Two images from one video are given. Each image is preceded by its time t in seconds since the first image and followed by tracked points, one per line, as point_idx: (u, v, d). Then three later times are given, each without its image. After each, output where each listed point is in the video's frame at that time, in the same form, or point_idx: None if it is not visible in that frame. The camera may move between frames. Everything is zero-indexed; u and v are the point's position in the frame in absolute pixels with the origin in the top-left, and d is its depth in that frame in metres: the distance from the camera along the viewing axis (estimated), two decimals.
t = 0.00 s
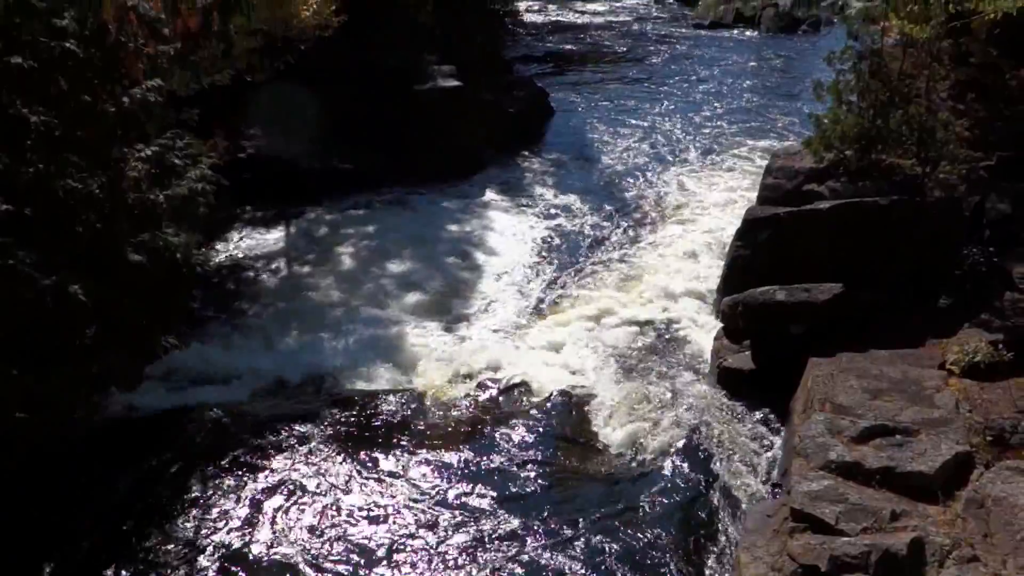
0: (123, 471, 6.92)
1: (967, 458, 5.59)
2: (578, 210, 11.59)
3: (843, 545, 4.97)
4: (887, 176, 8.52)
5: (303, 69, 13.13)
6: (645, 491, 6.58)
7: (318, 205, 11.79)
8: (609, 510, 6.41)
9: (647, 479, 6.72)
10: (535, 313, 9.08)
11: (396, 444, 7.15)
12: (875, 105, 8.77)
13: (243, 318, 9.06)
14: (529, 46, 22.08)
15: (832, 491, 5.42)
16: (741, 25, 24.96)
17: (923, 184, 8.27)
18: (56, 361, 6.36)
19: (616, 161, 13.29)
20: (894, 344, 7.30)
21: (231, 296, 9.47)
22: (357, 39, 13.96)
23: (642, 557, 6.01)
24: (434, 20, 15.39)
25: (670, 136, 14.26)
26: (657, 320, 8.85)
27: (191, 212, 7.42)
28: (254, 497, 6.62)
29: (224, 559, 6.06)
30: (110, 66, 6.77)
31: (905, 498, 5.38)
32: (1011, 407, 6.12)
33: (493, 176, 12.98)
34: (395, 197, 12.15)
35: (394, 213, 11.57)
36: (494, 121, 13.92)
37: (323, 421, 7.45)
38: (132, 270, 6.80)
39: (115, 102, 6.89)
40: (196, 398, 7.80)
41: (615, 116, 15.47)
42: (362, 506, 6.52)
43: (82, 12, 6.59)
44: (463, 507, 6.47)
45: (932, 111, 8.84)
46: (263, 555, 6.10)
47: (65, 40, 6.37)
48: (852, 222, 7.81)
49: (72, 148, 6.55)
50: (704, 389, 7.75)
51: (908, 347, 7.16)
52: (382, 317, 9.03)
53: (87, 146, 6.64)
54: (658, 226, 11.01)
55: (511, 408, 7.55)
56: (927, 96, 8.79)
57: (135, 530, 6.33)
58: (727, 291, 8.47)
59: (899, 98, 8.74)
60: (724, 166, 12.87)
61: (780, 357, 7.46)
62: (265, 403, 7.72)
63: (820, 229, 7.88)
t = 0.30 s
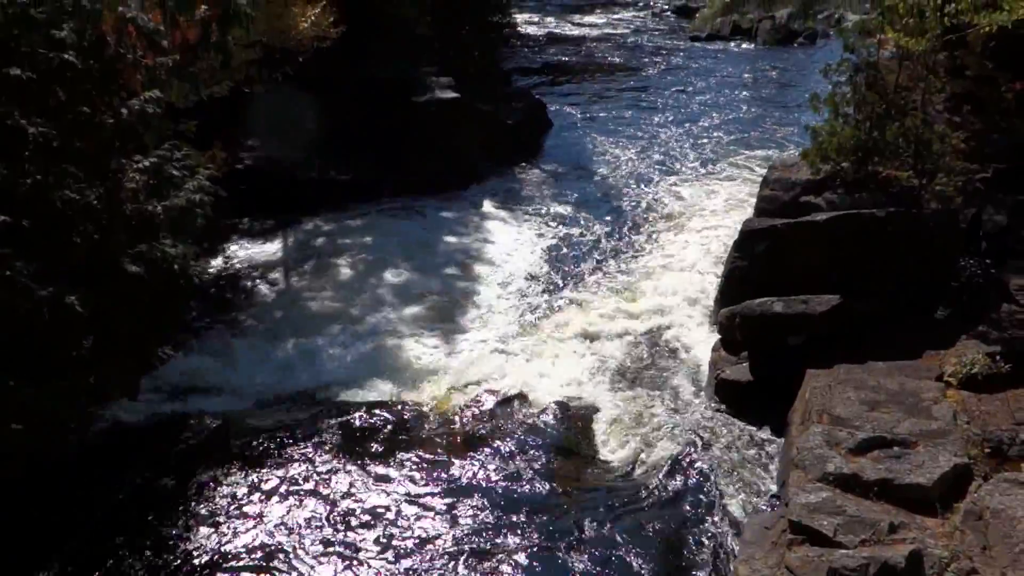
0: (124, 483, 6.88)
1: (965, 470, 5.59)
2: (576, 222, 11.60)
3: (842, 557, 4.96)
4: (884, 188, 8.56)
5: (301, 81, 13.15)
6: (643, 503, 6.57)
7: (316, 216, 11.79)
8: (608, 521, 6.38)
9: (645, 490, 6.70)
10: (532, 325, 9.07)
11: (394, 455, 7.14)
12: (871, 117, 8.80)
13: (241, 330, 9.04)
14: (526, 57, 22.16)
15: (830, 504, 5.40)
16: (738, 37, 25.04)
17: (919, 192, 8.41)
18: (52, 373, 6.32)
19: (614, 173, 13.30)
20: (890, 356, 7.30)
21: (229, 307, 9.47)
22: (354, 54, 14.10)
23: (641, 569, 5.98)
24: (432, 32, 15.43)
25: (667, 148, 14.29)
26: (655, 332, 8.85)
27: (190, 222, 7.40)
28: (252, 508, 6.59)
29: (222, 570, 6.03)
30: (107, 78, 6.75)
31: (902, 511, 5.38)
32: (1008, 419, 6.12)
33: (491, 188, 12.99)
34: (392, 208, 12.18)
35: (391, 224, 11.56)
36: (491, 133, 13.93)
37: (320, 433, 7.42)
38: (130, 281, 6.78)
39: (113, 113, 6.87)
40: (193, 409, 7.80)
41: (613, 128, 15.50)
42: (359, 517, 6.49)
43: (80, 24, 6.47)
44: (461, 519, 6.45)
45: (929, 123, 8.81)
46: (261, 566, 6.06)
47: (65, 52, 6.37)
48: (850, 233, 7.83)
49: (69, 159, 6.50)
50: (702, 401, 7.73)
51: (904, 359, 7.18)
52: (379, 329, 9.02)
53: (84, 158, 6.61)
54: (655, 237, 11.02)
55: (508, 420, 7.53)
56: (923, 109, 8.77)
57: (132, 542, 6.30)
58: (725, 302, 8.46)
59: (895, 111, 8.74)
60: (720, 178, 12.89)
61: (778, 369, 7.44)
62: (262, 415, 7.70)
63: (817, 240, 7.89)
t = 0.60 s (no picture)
0: (123, 494, 6.85)
1: (963, 480, 5.58)
2: (574, 232, 11.62)
3: (841, 568, 4.94)
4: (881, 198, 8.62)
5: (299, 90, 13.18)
6: (643, 513, 6.55)
7: (314, 227, 11.80)
8: (607, 532, 6.36)
9: (644, 500, 6.68)
10: (530, 334, 9.07)
11: (393, 464, 7.14)
12: (869, 126, 8.85)
13: (238, 340, 9.03)
14: (524, 68, 22.22)
15: (828, 514, 5.40)
16: (735, 48, 25.13)
17: (914, 200, 8.44)
18: (49, 383, 6.31)
19: (613, 182, 13.32)
20: (888, 365, 7.29)
21: (227, 317, 9.46)
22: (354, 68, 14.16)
23: None
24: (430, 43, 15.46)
25: (666, 157, 14.32)
26: (654, 342, 8.85)
27: (188, 232, 7.39)
28: (250, 518, 6.57)
29: None
30: (105, 88, 6.72)
31: (901, 521, 5.37)
32: (1007, 430, 6.12)
33: (490, 198, 13.01)
34: (391, 218, 12.18)
35: (390, 234, 11.57)
36: (490, 144, 13.95)
37: (318, 444, 7.40)
38: (128, 291, 6.78)
39: (112, 123, 6.82)
40: (189, 420, 7.77)
41: (612, 138, 15.54)
42: (360, 526, 6.49)
43: (80, 34, 6.48)
44: (460, 529, 6.43)
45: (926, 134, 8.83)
46: None
47: (62, 63, 6.33)
48: (848, 243, 7.85)
49: (67, 169, 6.48)
50: (700, 411, 7.72)
51: (903, 369, 7.15)
52: (377, 338, 9.01)
53: (82, 168, 6.59)
54: (654, 247, 11.04)
55: (506, 430, 7.51)
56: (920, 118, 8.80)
57: (131, 553, 6.27)
58: (722, 312, 8.46)
59: (892, 120, 8.79)
60: (717, 187, 12.92)
61: (776, 379, 7.44)
62: (260, 425, 7.68)
63: (815, 250, 7.90)
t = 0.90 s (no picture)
0: (120, 505, 6.83)
1: (963, 490, 5.58)
2: (573, 241, 11.63)
3: None
4: (879, 208, 8.63)
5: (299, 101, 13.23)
6: (642, 524, 6.53)
7: (313, 237, 11.80)
8: (606, 542, 6.33)
9: (642, 511, 6.66)
10: (529, 344, 9.07)
11: (393, 474, 7.13)
12: (866, 137, 8.86)
13: (236, 349, 9.03)
14: (521, 78, 22.29)
15: (828, 524, 5.39)
16: (733, 57, 25.24)
17: (914, 211, 8.53)
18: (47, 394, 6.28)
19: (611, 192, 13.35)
20: (887, 374, 7.28)
21: (226, 327, 9.46)
22: (353, 80, 14.24)
23: None
24: (428, 53, 15.50)
25: (665, 166, 14.37)
26: (652, 352, 8.84)
27: (186, 242, 7.38)
28: (248, 528, 6.55)
29: None
30: (105, 98, 6.78)
31: (901, 531, 5.36)
32: (1006, 440, 6.13)
33: (489, 207, 13.02)
34: (390, 228, 12.21)
35: (389, 244, 11.57)
36: (489, 153, 13.98)
37: (316, 453, 7.39)
38: (127, 301, 6.77)
39: (112, 133, 6.79)
40: (187, 429, 7.76)
41: (610, 147, 15.58)
42: (359, 535, 6.47)
43: (80, 44, 6.34)
44: (459, 539, 6.42)
45: (923, 144, 8.85)
46: None
47: (63, 73, 6.28)
48: (847, 253, 7.87)
49: (66, 179, 6.46)
50: (698, 422, 7.71)
51: (902, 378, 7.15)
52: (376, 348, 9.01)
53: (81, 178, 6.58)
54: (652, 256, 11.06)
55: (505, 440, 7.50)
56: (917, 128, 8.82)
57: (129, 564, 6.24)
58: (721, 322, 8.46)
59: (890, 130, 8.82)
60: (716, 197, 12.95)
61: (777, 389, 7.42)
62: (259, 436, 7.66)
63: (814, 260, 7.91)
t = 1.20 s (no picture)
0: (119, 515, 6.81)
1: (964, 500, 5.57)
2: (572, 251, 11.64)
3: None
4: (878, 218, 8.64)
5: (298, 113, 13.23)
6: (641, 534, 6.51)
7: (312, 247, 11.80)
8: (606, 553, 6.32)
9: (641, 521, 6.64)
10: (528, 354, 9.06)
11: (392, 484, 7.11)
12: (866, 146, 8.86)
13: (237, 359, 9.03)
14: (520, 88, 22.35)
15: (828, 535, 5.38)
16: (733, 68, 25.31)
17: (913, 220, 8.54)
18: (46, 404, 6.28)
19: (611, 202, 13.36)
20: (887, 385, 7.27)
21: (225, 336, 9.47)
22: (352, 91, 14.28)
23: None
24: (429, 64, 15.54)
25: (664, 176, 14.38)
26: (651, 361, 8.84)
27: (185, 252, 7.38)
28: (248, 538, 6.53)
29: None
30: (105, 109, 6.75)
31: (901, 541, 5.35)
32: (1006, 450, 6.13)
33: (488, 217, 13.04)
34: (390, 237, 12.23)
35: (388, 254, 11.58)
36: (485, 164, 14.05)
37: (315, 463, 7.38)
38: (125, 311, 6.75)
39: (112, 144, 6.78)
40: (185, 438, 7.78)
41: (610, 157, 15.59)
42: (358, 544, 6.46)
43: (81, 56, 6.34)
44: (459, 548, 6.40)
45: (922, 154, 8.86)
46: None
47: (63, 83, 6.25)
48: (846, 262, 7.87)
49: (66, 189, 6.45)
50: (698, 431, 7.70)
51: (902, 388, 7.14)
52: (375, 358, 8.99)
53: (81, 189, 6.56)
54: (651, 265, 11.07)
55: (504, 450, 7.49)
56: (917, 138, 8.85)
57: None
58: (720, 331, 8.46)
59: (889, 141, 8.83)
60: (715, 206, 12.96)
61: (777, 399, 7.41)
62: (257, 446, 7.65)
63: (813, 269, 7.91)
